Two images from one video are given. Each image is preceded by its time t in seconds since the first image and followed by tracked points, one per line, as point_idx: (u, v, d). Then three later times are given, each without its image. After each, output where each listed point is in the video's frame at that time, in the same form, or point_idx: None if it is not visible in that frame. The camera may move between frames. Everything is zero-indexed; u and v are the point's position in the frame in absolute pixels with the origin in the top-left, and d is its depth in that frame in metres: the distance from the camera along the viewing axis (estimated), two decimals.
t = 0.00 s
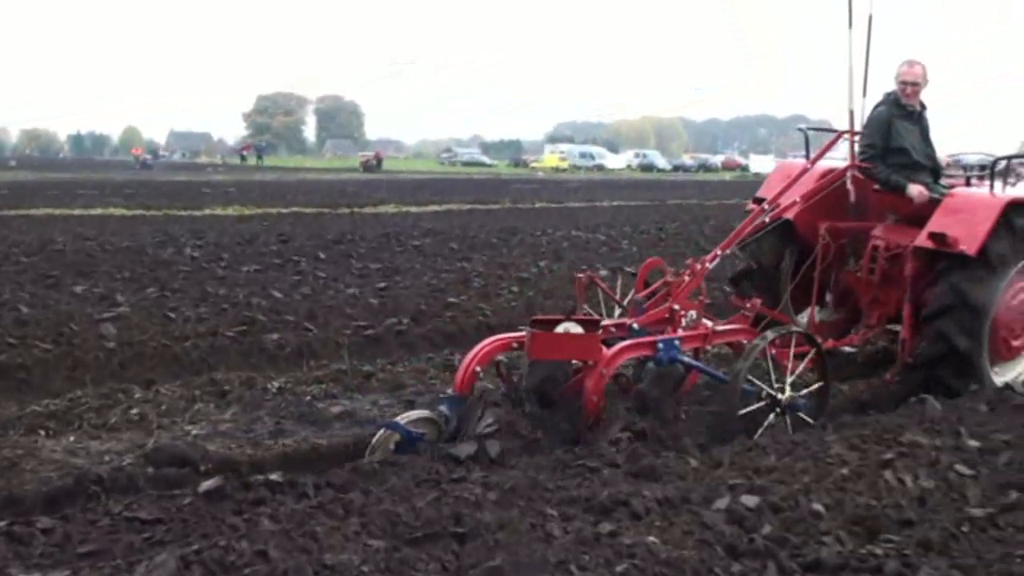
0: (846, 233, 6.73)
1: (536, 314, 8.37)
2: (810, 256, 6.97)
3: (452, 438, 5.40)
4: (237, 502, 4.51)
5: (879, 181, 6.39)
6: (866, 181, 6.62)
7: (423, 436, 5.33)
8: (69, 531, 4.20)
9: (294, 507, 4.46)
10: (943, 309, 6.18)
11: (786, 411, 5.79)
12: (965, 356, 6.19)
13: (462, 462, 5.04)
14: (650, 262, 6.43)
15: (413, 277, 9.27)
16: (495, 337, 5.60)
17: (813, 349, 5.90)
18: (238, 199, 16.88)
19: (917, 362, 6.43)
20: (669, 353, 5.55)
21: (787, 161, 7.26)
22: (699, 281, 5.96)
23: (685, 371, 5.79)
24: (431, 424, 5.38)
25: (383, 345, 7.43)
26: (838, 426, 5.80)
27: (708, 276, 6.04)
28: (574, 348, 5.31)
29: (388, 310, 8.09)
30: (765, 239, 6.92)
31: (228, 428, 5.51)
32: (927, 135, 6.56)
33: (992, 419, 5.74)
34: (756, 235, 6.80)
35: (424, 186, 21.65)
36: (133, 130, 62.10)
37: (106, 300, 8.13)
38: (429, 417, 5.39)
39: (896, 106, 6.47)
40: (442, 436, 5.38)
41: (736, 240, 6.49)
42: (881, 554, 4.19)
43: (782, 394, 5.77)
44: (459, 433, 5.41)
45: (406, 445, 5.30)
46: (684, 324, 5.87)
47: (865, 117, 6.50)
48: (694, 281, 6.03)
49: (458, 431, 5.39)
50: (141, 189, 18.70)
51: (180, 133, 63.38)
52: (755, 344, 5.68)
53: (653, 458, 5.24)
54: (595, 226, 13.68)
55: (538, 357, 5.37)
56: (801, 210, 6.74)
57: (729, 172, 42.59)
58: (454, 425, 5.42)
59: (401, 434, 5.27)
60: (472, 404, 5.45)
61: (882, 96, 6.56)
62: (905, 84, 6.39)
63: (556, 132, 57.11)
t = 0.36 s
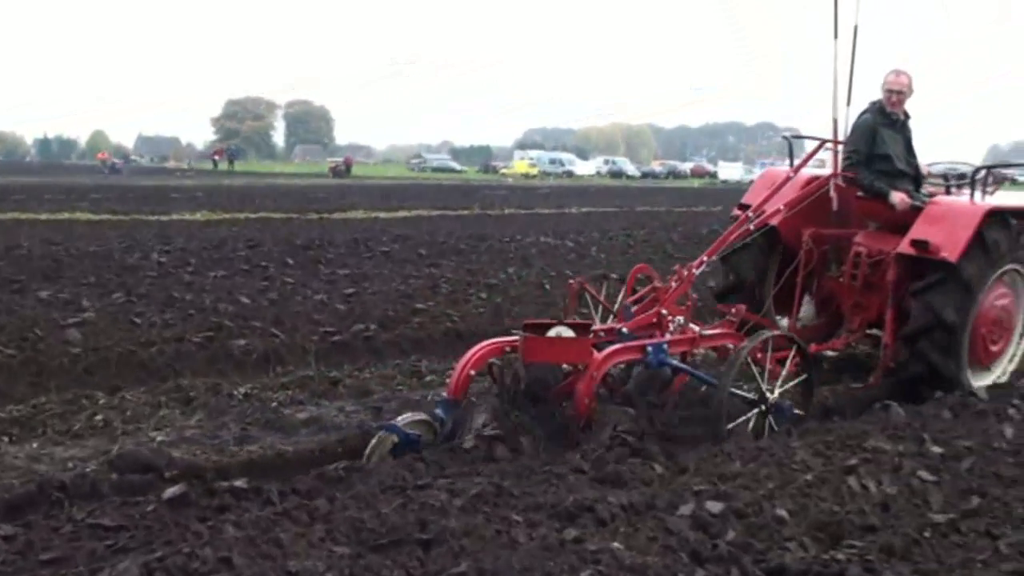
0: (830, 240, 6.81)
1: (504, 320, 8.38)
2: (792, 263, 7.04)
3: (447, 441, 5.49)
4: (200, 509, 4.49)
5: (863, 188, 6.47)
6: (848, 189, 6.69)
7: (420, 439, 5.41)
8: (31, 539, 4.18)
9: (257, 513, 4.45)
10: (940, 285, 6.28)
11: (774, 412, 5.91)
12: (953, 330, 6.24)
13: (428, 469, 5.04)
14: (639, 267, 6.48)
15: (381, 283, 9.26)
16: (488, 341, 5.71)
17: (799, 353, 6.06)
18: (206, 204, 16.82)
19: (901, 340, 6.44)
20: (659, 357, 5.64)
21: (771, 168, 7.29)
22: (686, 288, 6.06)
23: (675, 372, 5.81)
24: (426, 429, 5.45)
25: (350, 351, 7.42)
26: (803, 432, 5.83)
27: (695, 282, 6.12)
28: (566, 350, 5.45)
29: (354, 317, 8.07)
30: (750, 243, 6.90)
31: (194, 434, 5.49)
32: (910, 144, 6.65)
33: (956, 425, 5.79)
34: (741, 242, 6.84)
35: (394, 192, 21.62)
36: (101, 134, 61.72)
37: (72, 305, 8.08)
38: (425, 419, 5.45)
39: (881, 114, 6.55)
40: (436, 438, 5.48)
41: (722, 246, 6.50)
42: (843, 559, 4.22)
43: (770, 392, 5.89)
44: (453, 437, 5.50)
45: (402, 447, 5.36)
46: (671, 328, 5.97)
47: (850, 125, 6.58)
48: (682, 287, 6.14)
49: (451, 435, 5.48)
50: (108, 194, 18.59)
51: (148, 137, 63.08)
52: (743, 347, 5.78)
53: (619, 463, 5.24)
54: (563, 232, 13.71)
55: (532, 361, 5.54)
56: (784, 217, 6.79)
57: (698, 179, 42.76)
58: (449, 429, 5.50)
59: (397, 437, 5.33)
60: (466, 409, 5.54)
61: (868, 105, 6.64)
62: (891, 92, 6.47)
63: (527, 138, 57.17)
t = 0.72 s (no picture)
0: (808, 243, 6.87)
1: (471, 322, 8.39)
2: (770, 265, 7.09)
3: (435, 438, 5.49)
4: (163, 513, 4.48)
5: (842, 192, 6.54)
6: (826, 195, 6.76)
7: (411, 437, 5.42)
8: None
9: (220, 517, 4.44)
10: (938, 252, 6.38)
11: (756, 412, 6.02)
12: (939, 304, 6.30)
13: (393, 471, 5.04)
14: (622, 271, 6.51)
15: (347, 286, 9.25)
16: (475, 342, 5.72)
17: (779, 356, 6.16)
18: (172, 206, 16.74)
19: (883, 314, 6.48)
20: (643, 358, 5.78)
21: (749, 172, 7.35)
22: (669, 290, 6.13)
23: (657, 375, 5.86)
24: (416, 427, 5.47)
25: (316, 354, 7.42)
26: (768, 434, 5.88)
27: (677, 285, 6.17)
28: (553, 351, 5.53)
29: (320, 320, 8.07)
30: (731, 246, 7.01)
31: (157, 438, 5.47)
32: (888, 149, 6.76)
33: (917, 427, 5.84)
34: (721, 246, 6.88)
35: (362, 195, 21.59)
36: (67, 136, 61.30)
37: (35, 307, 8.03)
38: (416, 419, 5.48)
39: (861, 120, 6.65)
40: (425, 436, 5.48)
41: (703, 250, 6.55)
42: (805, 561, 4.25)
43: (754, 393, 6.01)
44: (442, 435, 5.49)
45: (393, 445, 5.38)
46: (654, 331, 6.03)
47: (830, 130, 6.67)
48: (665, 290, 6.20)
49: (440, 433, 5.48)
50: (74, 196, 18.47)
51: (115, 139, 62.74)
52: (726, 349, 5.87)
53: (583, 466, 5.26)
54: (530, 235, 13.73)
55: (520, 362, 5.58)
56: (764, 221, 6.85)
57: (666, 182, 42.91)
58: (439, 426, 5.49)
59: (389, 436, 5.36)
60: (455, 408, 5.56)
61: (848, 110, 6.74)
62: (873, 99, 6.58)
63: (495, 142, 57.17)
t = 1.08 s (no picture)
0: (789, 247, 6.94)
1: (440, 326, 8.39)
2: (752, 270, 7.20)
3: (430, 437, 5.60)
4: (128, 518, 4.46)
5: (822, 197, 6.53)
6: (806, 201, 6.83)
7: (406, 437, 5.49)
8: None
9: (185, 522, 4.43)
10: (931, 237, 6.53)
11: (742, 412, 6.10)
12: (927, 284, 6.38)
13: (360, 476, 5.04)
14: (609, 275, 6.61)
15: (316, 290, 9.23)
16: (467, 345, 5.79)
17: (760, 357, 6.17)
18: (140, 209, 16.66)
19: (870, 294, 6.52)
20: (630, 361, 5.83)
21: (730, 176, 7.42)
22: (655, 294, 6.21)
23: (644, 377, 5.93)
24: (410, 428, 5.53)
25: (284, 358, 7.40)
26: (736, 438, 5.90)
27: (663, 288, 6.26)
28: (543, 354, 5.59)
29: (289, 323, 8.05)
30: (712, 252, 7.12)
31: (123, 442, 5.45)
32: (869, 158, 6.81)
33: (883, 431, 5.89)
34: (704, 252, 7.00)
35: (332, 199, 21.54)
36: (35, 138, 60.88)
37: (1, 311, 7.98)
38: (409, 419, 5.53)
39: (847, 128, 6.69)
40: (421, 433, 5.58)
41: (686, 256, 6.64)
42: (770, 564, 4.28)
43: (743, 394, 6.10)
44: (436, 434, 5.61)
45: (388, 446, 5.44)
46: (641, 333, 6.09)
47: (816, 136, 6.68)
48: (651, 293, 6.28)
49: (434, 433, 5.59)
50: (42, 199, 18.34)
51: (84, 141, 62.35)
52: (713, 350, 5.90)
53: (551, 470, 5.27)
54: (501, 239, 13.74)
55: (510, 364, 5.65)
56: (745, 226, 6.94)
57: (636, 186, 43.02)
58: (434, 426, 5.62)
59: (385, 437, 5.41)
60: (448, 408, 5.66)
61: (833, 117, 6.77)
62: (861, 110, 6.65)
63: (466, 145, 57.17)
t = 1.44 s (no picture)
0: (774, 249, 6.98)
1: (416, 328, 8.39)
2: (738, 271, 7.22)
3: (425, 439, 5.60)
4: (101, 521, 4.45)
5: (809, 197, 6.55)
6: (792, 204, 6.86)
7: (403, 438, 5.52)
8: None
9: (158, 524, 4.42)
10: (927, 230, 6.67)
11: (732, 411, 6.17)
12: (922, 267, 6.49)
13: (335, 478, 5.04)
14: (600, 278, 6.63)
15: (291, 293, 9.22)
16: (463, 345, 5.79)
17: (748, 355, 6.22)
18: (114, 212, 16.61)
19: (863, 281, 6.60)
20: (623, 361, 5.85)
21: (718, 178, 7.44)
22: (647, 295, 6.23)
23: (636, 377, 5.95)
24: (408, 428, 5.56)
25: (259, 361, 7.39)
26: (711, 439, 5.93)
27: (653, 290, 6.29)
28: (538, 353, 5.61)
29: (264, 326, 8.04)
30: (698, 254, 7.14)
31: (97, 445, 5.43)
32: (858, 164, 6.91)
33: (856, 433, 5.92)
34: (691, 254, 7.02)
35: (308, 201, 21.51)
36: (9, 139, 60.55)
37: None
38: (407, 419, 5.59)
39: (841, 133, 6.76)
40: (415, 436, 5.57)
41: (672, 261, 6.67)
42: (742, 566, 4.30)
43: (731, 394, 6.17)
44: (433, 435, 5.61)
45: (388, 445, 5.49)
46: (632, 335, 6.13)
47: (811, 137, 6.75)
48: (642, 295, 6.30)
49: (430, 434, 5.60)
50: (15, 201, 18.27)
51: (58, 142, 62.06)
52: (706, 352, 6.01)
53: (526, 471, 5.28)
54: (477, 242, 13.75)
55: (506, 363, 5.66)
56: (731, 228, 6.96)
57: (613, 190, 43.12)
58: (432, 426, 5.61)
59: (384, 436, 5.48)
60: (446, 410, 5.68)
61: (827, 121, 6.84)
62: (858, 118, 6.73)
63: (443, 148, 57.15)
